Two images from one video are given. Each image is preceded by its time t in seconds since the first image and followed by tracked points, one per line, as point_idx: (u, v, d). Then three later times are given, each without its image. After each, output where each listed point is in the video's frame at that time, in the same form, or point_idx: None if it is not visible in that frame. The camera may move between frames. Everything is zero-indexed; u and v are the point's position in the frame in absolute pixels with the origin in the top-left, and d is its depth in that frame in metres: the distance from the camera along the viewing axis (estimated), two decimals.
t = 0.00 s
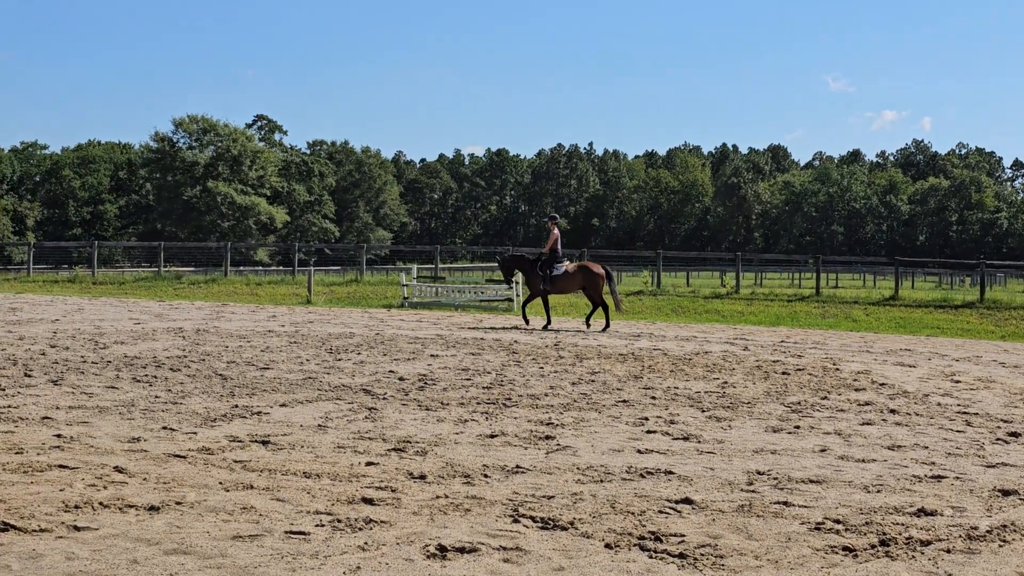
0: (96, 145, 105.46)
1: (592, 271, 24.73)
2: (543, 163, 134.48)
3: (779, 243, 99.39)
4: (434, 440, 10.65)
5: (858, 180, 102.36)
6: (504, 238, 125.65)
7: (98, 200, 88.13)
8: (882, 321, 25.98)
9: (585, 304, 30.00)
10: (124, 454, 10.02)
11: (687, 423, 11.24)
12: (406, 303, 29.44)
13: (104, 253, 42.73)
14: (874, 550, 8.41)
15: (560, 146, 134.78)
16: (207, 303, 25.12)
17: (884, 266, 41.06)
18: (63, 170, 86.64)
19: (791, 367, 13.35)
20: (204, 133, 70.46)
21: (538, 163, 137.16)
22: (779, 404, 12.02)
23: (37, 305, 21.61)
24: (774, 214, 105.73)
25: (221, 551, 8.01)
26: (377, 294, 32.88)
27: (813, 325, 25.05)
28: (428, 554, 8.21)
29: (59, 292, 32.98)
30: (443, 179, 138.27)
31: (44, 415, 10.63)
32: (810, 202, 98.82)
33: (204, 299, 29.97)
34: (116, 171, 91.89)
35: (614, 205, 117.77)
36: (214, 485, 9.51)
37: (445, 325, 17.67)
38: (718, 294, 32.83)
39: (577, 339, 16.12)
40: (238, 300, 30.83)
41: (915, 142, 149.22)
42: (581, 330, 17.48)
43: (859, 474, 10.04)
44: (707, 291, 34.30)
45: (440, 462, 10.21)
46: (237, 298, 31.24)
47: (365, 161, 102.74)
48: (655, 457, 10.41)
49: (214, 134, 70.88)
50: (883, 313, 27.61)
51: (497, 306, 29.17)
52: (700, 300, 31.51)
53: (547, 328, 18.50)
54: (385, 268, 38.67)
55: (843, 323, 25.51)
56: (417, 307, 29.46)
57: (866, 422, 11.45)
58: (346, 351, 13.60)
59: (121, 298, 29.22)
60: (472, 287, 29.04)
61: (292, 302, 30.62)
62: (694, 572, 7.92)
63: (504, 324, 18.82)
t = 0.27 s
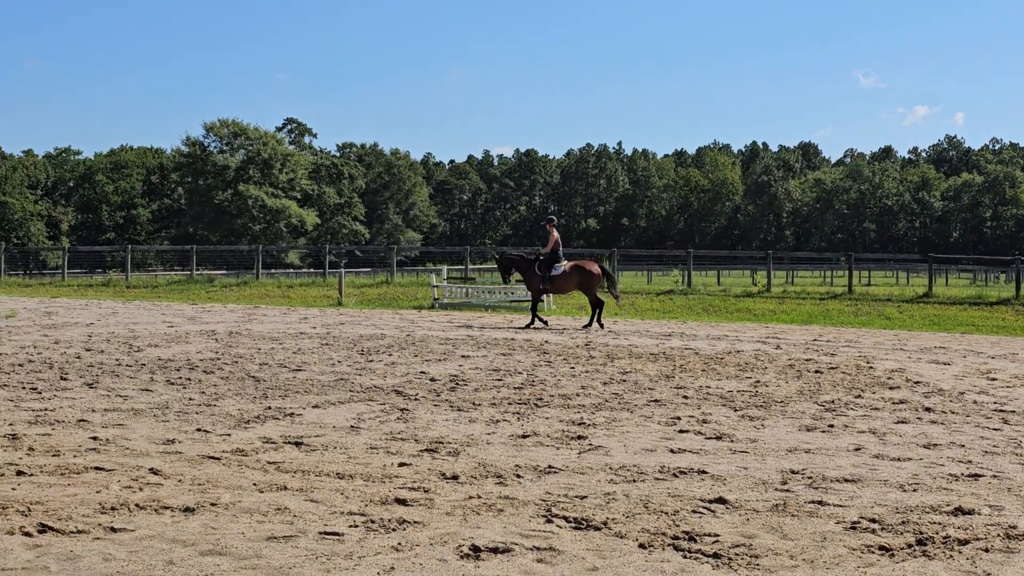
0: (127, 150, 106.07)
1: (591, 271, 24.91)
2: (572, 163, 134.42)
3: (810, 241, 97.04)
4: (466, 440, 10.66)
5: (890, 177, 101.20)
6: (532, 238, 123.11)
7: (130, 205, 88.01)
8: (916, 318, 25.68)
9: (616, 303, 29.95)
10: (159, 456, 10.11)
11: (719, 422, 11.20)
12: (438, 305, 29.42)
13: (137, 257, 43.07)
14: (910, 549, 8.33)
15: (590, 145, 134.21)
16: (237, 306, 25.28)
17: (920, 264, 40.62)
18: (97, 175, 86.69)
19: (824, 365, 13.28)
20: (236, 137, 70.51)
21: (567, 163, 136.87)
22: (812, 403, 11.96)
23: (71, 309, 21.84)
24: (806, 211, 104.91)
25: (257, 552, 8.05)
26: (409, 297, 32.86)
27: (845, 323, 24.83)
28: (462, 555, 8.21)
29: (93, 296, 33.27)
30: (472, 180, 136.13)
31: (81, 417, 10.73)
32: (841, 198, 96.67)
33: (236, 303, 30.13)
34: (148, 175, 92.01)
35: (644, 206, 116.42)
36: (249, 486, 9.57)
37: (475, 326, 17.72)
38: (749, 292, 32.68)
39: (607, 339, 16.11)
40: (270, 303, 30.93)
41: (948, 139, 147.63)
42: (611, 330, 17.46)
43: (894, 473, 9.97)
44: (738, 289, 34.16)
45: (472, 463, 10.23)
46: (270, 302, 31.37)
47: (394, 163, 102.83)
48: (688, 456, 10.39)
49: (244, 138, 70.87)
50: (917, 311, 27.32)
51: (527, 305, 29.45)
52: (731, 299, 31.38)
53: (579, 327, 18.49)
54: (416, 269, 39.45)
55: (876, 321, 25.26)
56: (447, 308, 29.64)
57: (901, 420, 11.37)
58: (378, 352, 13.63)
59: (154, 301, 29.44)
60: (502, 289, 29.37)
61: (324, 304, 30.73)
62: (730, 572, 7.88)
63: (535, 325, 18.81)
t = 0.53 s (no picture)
0: (157, 156, 106.66)
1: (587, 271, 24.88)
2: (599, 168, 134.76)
3: (841, 244, 97.15)
4: (496, 444, 10.67)
5: (921, 177, 100.30)
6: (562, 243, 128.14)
7: (161, 212, 87.60)
8: (949, 320, 25.47)
9: (646, 307, 29.94)
10: (190, 462, 10.18)
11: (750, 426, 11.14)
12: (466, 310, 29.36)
13: (168, 263, 43.63)
14: (944, 553, 8.24)
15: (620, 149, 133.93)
16: (265, 312, 25.47)
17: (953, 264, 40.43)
18: (128, 183, 86.68)
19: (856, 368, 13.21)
20: (265, 143, 71.45)
21: (595, 167, 136.82)
22: (843, 406, 11.90)
23: (103, 315, 22.10)
24: (836, 214, 104.76)
25: (288, 557, 8.06)
26: (438, 302, 32.81)
27: (877, 325, 24.69)
28: (492, 559, 8.20)
29: (126, 303, 33.61)
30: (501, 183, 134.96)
31: (113, 423, 10.81)
32: (872, 201, 96.29)
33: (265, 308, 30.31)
34: (178, 182, 92.16)
35: (674, 206, 123.18)
36: (280, 491, 9.62)
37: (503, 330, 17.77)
38: (779, 295, 32.69)
39: (636, 342, 16.10)
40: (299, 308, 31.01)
41: (979, 139, 146.41)
42: (640, 333, 17.47)
43: (927, 476, 9.89)
44: (768, 292, 34.22)
45: (502, 467, 10.23)
46: (299, 307, 31.49)
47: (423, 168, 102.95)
48: (718, 461, 10.36)
49: (273, 145, 71.87)
50: (950, 313, 27.13)
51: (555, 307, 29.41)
52: (761, 302, 31.38)
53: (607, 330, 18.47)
54: (445, 274, 40.01)
55: (908, 323, 25.10)
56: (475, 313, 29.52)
57: (934, 423, 11.29)
58: (407, 356, 13.65)
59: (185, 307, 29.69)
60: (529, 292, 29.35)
61: (352, 309, 30.81)
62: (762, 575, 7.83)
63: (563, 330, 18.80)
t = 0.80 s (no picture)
0: (186, 163, 107.67)
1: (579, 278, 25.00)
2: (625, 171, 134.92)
3: (869, 248, 96.33)
4: (524, 450, 10.70)
5: (951, 181, 98.67)
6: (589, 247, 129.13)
7: (189, 219, 88.52)
8: (981, 325, 25.25)
9: (672, 313, 29.80)
10: (221, 468, 10.26)
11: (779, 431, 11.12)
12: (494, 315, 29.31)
13: (197, 270, 44.70)
14: (977, 560, 8.16)
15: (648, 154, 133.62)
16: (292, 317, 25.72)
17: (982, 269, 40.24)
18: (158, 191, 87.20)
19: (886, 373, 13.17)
20: (292, 151, 71.95)
21: (622, 170, 136.60)
22: (873, 412, 11.86)
23: (133, 322, 22.43)
24: (865, 217, 103.41)
25: (318, 563, 8.08)
26: (466, 308, 32.74)
27: (906, 330, 24.52)
28: (520, 566, 8.20)
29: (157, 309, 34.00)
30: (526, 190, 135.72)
31: (144, 429, 10.89)
32: (901, 204, 95.03)
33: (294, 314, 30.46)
34: (206, 189, 92.84)
35: (701, 211, 123.25)
36: (309, 497, 9.67)
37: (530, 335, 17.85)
38: (806, 300, 32.49)
39: (664, 348, 16.11)
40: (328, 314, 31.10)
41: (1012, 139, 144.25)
42: (667, 339, 17.50)
43: (959, 482, 9.82)
44: (796, 297, 34.03)
45: (531, 473, 10.25)
46: (327, 313, 31.63)
47: (448, 173, 103.09)
48: (747, 466, 10.36)
49: (300, 151, 72.43)
50: (981, 317, 26.92)
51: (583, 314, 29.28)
52: (788, 307, 31.18)
53: (634, 335, 18.46)
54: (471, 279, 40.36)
55: (938, 328, 24.91)
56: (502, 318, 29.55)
57: (965, 428, 11.22)
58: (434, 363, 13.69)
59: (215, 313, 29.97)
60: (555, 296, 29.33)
61: (380, 315, 30.87)
62: None
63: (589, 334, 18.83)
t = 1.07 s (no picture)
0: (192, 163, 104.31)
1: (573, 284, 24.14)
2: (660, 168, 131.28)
3: (924, 250, 87.50)
4: (554, 469, 9.99)
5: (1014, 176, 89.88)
6: (621, 250, 125.32)
7: (194, 221, 83.51)
8: None
9: (711, 321, 28.39)
10: (230, 487, 9.59)
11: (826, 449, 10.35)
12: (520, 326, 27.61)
13: (203, 276, 43.56)
14: None
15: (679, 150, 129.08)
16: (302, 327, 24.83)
17: None
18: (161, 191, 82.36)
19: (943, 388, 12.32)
20: (304, 147, 71.07)
21: (656, 169, 133.09)
22: (929, 429, 11.05)
23: (137, 332, 21.56)
24: (918, 218, 93.10)
25: None
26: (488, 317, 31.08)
27: (966, 340, 23.51)
28: None
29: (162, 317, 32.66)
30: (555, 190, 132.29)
31: (148, 446, 10.22)
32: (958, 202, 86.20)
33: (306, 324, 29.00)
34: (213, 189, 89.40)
35: (742, 211, 119.26)
36: (324, 518, 8.93)
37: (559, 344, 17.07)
38: (856, 307, 30.99)
39: (703, 359, 15.27)
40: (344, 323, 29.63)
41: None
42: (706, 348, 16.69)
43: None
44: (843, 304, 32.53)
45: (561, 494, 9.50)
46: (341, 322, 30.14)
47: (471, 172, 99.89)
48: (793, 487, 9.60)
49: (311, 149, 71.36)
50: None
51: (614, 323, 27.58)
52: (837, 314, 29.71)
53: (672, 345, 17.57)
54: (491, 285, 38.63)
55: (999, 337, 23.91)
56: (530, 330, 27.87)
57: None
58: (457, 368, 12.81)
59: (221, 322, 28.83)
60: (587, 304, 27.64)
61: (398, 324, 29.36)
62: None
63: (618, 343, 18.00)
